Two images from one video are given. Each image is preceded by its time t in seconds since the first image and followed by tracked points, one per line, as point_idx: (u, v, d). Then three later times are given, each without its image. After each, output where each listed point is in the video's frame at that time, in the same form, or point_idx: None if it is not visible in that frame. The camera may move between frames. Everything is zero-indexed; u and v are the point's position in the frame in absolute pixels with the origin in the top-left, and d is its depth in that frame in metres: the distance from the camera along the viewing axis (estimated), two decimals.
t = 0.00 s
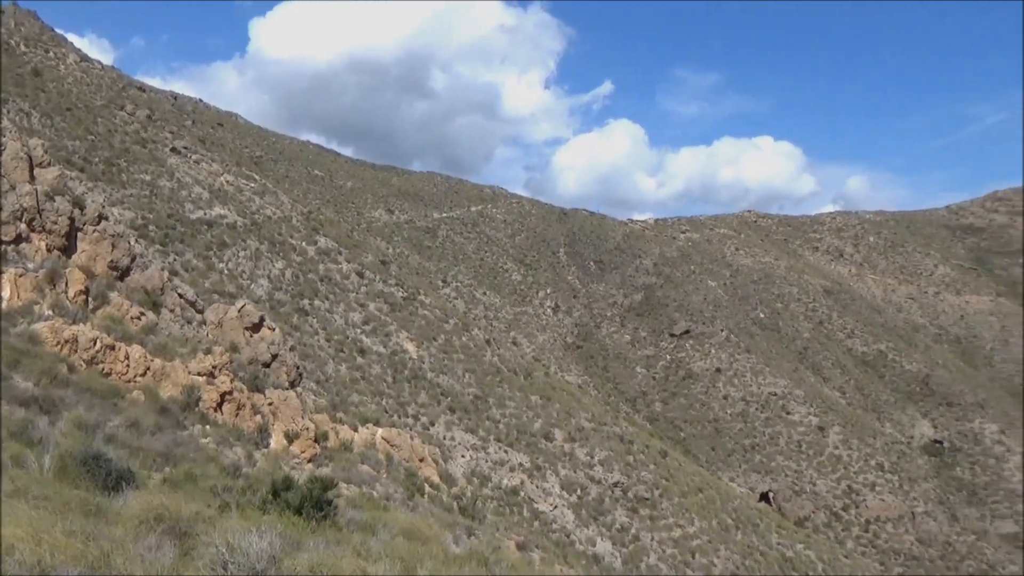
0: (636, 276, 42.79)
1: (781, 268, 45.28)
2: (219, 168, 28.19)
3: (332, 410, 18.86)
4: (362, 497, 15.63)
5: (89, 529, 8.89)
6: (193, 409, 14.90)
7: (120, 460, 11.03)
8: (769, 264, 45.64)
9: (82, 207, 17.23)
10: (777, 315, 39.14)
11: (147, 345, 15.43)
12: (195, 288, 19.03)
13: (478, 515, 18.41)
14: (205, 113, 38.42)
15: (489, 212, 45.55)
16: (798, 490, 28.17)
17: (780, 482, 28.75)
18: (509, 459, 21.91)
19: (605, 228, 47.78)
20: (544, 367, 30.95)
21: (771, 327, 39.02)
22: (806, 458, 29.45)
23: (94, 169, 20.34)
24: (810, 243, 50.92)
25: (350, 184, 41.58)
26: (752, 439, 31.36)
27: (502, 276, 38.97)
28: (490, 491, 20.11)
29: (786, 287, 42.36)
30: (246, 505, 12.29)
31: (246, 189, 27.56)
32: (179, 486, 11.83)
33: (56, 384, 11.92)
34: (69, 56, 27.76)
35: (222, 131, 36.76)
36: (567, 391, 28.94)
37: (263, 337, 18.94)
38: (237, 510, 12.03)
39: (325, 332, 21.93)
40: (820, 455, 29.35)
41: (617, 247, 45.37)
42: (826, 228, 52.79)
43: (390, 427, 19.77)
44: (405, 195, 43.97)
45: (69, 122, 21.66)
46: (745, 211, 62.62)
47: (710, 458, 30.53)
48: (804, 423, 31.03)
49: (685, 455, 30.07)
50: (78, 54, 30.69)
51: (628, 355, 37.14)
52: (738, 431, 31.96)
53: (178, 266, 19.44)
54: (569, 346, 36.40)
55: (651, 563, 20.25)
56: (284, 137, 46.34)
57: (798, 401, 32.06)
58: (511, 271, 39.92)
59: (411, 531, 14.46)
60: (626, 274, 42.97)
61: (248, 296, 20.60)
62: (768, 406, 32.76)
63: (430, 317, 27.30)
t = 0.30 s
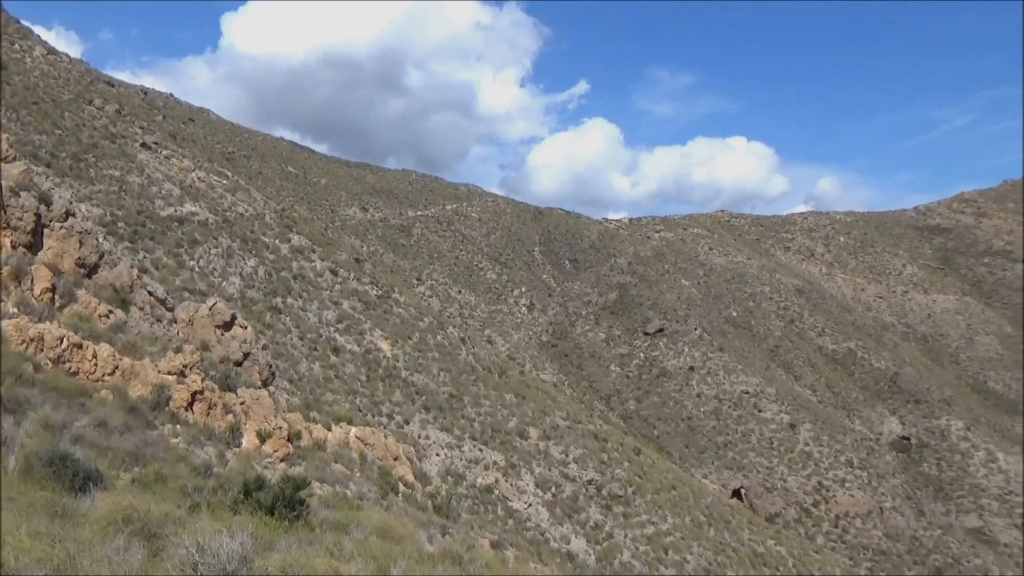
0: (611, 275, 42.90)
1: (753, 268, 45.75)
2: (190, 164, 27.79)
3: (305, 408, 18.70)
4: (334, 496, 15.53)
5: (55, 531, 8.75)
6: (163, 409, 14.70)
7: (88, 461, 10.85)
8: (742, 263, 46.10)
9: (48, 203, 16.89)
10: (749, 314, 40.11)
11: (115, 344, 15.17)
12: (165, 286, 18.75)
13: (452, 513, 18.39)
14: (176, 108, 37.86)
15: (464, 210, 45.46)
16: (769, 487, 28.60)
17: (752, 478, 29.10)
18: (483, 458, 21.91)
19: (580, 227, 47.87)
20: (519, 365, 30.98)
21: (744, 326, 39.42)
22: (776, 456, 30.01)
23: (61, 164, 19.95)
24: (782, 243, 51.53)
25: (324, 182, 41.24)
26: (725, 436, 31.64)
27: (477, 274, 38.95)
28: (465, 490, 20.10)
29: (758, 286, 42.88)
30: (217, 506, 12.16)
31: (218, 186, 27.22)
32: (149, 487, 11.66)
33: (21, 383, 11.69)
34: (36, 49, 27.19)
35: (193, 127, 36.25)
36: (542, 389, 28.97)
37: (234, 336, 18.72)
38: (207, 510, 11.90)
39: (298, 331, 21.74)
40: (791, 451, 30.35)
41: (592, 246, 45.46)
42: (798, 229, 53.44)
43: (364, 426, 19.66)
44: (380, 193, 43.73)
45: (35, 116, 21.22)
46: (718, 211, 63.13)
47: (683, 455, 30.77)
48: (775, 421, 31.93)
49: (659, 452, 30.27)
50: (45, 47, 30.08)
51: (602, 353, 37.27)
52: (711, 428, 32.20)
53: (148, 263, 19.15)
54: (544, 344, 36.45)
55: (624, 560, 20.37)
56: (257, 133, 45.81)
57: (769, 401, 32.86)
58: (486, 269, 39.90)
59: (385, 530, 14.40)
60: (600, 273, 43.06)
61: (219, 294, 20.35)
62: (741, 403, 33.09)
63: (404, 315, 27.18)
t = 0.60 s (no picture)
0: (589, 274, 42.96)
1: (730, 268, 46.14)
2: (164, 162, 27.44)
3: (281, 409, 18.55)
4: (311, 497, 15.44)
5: (24, 534, 8.63)
6: (136, 410, 14.51)
7: (58, 463, 10.71)
8: (718, 263, 46.49)
9: (18, 201, 16.59)
10: (726, 314, 40.50)
11: (87, 344, 14.96)
12: (138, 285, 18.51)
13: (430, 513, 18.36)
14: (150, 105, 37.37)
15: (442, 210, 45.34)
16: (745, 485, 28.95)
17: (727, 477, 29.41)
18: (461, 457, 21.90)
19: (559, 226, 47.93)
20: (497, 365, 30.98)
21: (720, 325, 39.75)
22: (752, 454, 30.42)
23: (31, 162, 19.62)
24: (758, 243, 52.03)
25: (301, 180, 40.92)
26: (702, 434, 31.82)
27: (456, 274, 38.89)
28: (443, 490, 20.07)
29: (734, 286, 43.33)
30: (191, 508, 12.04)
31: (193, 184, 26.92)
32: (121, 489, 11.53)
33: None
34: (6, 44, 26.73)
35: (168, 125, 35.79)
36: (520, 389, 28.97)
37: (209, 336, 18.53)
38: (181, 512, 11.78)
39: (275, 330, 21.56)
40: (766, 449, 30.65)
41: (570, 246, 45.52)
42: (774, 229, 53.94)
43: (341, 426, 19.55)
44: (357, 192, 43.48)
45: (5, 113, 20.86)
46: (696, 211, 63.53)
47: (660, 453, 30.94)
48: (750, 419, 32.22)
49: (636, 451, 30.42)
50: (14, 42, 29.56)
51: (580, 353, 37.34)
52: (688, 426, 32.36)
53: (121, 262, 18.89)
54: (522, 344, 36.49)
55: (602, 559, 20.45)
56: (233, 131, 45.34)
57: (744, 399, 33.19)
58: (465, 269, 39.87)
59: (362, 530, 14.34)
60: (579, 272, 43.11)
61: (194, 294, 20.14)
62: (717, 402, 33.35)
63: (382, 315, 27.06)
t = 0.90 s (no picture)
0: (565, 274, 43.02)
1: (704, 268, 46.59)
2: (135, 160, 27.04)
3: (254, 409, 18.36)
4: (284, 499, 15.32)
5: None
6: (105, 411, 14.31)
7: (24, 466, 10.53)
8: (693, 264, 46.86)
9: None
10: (700, 313, 40.81)
11: (54, 344, 14.70)
12: (108, 285, 18.22)
13: (405, 514, 18.31)
14: (120, 102, 36.78)
15: (418, 209, 45.15)
16: (719, 483, 29.23)
17: (701, 475, 29.64)
18: (436, 457, 21.85)
19: (535, 226, 47.96)
20: (473, 365, 30.94)
21: (694, 325, 40.12)
22: (726, 451, 30.87)
23: None
24: (732, 243, 52.61)
25: (275, 179, 40.51)
26: (676, 433, 32.01)
27: (431, 274, 38.79)
28: (418, 490, 20.02)
29: (709, 286, 43.75)
30: (161, 510, 11.90)
31: (164, 182, 26.55)
32: (89, 492, 11.37)
33: None
34: None
35: (138, 121, 35.23)
36: (496, 389, 28.96)
37: (180, 336, 18.30)
38: (151, 515, 11.64)
39: (248, 330, 21.34)
40: (740, 447, 31.06)
41: (546, 246, 45.55)
42: (747, 230, 54.56)
43: (315, 427, 19.40)
44: (332, 190, 43.15)
45: None
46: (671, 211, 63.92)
47: (635, 453, 31.11)
48: (724, 418, 32.54)
49: (611, 450, 30.56)
50: None
51: (556, 352, 37.35)
52: (663, 425, 32.53)
53: (89, 261, 18.59)
54: (498, 343, 36.48)
55: (577, 557, 20.53)
56: (205, 128, 44.76)
57: (720, 397, 33.67)
58: (441, 269, 39.77)
59: (336, 531, 14.25)
60: (554, 272, 43.14)
61: (165, 293, 19.87)
62: (692, 401, 33.62)
63: (357, 314, 26.90)
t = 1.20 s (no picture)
0: (545, 274, 43.02)
1: (684, 267, 46.85)
2: (110, 158, 26.67)
3: (232, 410, 18.18)
4: (263, 500, 15.20)
5: None
6: (80, 412, 14.12)
7: None
8: (673, 263, 47.10)
9: None
10: (679, 313, 40.98)
11: (27, 345, 14.46)
12: (83, 285, 17.96)
13: (385, 515, 18.25)
14: (95, 99, 36.24)
15: (398, 208, 44.89)
16: (698, 481, 29.41)
17: (681, 473, 29.82)
18: (417, 457, 21.78)
19: (515, 225, 47.91)
20: (453, 365, 30.88)
21: (674, 324, 40.32)
22: (705, 450, 31.05)
23: None
24: (711, 243, 53.00)
25: (253, 178, 40.10)
26: (656, 432, 32.13)
27: (411, 273, 38.64)
28: (398, 491, 19.96)
29: (689, 286, 44.01)
30: (138, 513, 11.77)
31: (140, 181, 26.21)
32: (63, 495, 11.22)
33: None
34: None
35: (113, 119, 34.74)
36: (477, 388, 28.90)
37: (157, 336, 18.09)
38: (127, 518, 11.51)
39: (226, 330, 21.12)
40: (719, 445, 31.32)
41: (527, 245, 45.51)
42: (727, 230, 54.95)
43: (294, 427, 19.26)
44: (311, 189, 42.81)
45: None
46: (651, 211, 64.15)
47: (615, 452, 31.18)
48: (704, 416, 32.80)
49: (592, 450, 30.64)
50: None
51: (536, 351, 37.31)
52: (643, 424, 32.62)
53: (63, 261, 18.31)
54: (478, 343, 36.43)
55: (557, 557, 20.57)
56: (181, 126, 44.24)
57: (699, 396, 33.99)
58: (421, 268, 39.63)
59: (315, 532, 14.15)
60: (535, 272, 43.14)
61: (142, 293, 19.64)
62: (672, 399, 33.81)
63: (336, 314, 26.72)
